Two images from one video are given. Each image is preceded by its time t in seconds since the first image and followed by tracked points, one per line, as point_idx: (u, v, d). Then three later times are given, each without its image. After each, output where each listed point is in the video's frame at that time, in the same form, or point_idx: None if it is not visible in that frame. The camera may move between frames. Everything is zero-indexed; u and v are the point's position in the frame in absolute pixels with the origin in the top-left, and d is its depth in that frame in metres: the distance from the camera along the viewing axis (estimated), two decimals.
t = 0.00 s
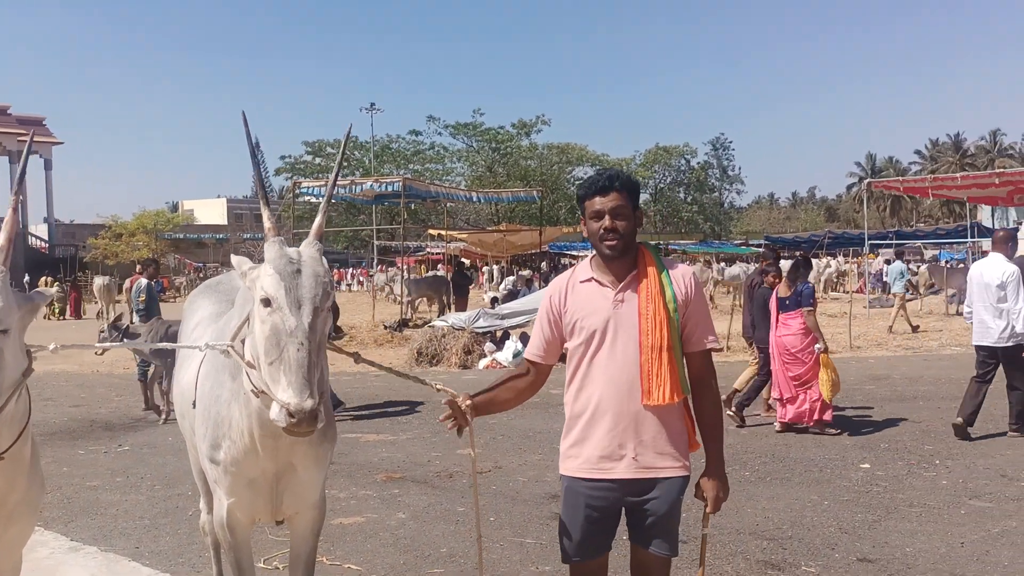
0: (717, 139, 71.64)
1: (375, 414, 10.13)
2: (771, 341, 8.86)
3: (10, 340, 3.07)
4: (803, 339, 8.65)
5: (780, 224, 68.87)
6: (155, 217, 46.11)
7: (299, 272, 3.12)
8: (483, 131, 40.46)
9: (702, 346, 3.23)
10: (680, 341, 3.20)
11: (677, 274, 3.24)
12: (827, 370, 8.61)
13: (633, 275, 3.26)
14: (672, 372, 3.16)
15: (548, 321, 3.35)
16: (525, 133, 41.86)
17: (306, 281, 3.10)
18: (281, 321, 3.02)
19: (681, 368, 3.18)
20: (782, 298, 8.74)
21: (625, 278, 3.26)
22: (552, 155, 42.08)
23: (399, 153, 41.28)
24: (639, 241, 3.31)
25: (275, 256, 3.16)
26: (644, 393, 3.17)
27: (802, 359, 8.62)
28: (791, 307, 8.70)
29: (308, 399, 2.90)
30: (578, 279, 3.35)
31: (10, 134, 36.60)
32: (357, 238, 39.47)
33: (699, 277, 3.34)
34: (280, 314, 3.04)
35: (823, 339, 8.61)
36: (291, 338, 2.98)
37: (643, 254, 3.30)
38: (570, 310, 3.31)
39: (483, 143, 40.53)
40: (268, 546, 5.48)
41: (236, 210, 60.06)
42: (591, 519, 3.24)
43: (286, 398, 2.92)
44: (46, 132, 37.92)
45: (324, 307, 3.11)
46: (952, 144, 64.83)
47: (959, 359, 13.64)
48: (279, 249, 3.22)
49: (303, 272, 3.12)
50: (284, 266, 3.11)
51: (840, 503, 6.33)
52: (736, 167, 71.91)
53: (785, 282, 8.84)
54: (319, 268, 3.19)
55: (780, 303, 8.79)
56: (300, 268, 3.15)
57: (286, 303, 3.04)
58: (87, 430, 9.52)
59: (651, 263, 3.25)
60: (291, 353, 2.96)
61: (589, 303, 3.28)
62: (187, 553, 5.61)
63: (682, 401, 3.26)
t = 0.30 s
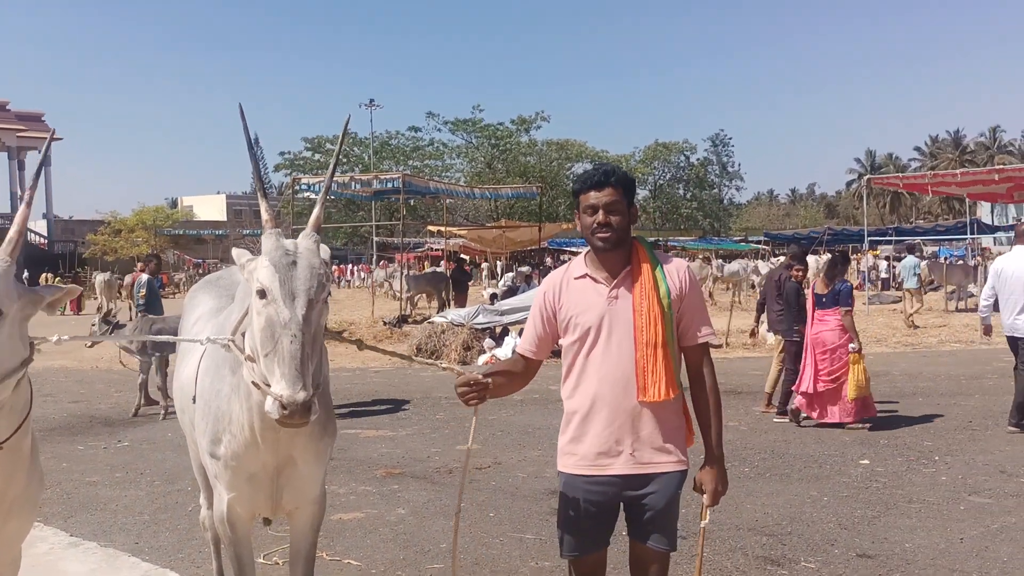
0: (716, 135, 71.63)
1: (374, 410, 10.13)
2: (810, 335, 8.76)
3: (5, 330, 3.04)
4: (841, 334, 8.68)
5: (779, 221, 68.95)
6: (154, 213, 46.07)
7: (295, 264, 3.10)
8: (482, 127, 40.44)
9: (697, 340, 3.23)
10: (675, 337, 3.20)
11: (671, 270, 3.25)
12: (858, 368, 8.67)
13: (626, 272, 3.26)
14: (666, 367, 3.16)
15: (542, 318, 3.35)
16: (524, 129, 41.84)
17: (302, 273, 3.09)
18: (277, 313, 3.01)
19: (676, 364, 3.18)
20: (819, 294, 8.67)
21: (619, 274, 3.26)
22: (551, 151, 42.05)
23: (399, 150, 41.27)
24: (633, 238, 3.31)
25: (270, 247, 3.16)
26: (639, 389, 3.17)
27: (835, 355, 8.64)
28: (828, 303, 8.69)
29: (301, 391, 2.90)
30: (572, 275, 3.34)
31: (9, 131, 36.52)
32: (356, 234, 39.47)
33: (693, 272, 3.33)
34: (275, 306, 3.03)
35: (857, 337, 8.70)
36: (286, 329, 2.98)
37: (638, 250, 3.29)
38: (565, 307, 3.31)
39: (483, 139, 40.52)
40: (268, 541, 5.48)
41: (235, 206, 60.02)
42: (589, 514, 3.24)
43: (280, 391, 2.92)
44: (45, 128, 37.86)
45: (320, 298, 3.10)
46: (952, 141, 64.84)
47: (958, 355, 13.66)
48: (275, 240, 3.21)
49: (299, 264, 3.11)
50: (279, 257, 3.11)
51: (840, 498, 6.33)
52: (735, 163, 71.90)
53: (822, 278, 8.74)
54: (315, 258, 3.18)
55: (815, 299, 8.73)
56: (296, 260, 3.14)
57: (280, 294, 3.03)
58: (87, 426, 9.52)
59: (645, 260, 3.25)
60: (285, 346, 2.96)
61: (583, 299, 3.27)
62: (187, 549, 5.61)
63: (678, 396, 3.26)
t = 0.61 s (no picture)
0: (717, 132, 71.59)
1: (374, 406, 10.13)
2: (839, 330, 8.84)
3: (7, 326, 3.04)
4: (870, 330, 8.66)
5: (780, 217, 69.02)
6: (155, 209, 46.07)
7: (294, 258, 3.11)
8: (483, 124, 40.46)
9: (694, 339, 3.23)
10: (671, 335, 3.20)
11: (669, 268, 3.26)
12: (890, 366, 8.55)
13: (625, 268, 3.26)
14: (663, 364, 3.17)
15: (541, 314, 3.35)
16: (525, 126, 41.83)
17: (301, 266, 3.10)
18: (278, 307, 3.02)
19: (673, 360, 3.19)
20: (849, 290, 8.70)
21: (617, 270, 3.26)
22: (551, 148, 42.05)
23: (399, 146, 41.29)
24: (633, 234, 3.31)
25: (269, 241, 3.15)
26: (636, 386, 3.18)
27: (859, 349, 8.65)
28: (859, 299, 8.65)
29: (305, 384, 2.90)
30: (570, 270, 3.34)
31: (9, 126, 36.50)
32: (356, 230, 39.48)
33: (691, 270, 3.34)
34: (276, 300, 3.04)
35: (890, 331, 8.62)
36: (287, 323, 2.98)
37: (637, 247, 3.30)
38: (563, 303, 3.31)
39: (483, 136, 40.49)
40: (270, 537, 5.50)
41: (236, 202, 60.03)
42: (586, 511, 3.25)
43: (283, 383, 2.92)
44: (46, 124, 37.86)
45: (320, 292, 3.10)
46: (953, 138, 64.82)
47: (959, 353, 13.67)
48: (274, 234, 3.21)
49: (298, 257, 3.11)
50: (278, 252, 3.10)
51: (840, 496, 6.34)
52: (736, 160, 71.82)
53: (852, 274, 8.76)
54: (314, 251, 3.18)
55: (846, 295, 8.75)
56: (296, 253, 3.14)
57: (280, 287, 3.03)
58: (89, 421, 9.54)
59: (643, 256, 3.25)
60: (287, 339, 2.96)
61: (580, 295, 3.28)
62: (188, 545, 5.62)
63: (675, 393, 3.26)
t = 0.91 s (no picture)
0: (718, 131, 71.55)
1: (375, 405, 10.14)
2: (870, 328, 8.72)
3: (11, 326, 3.04)
4: (903, 328, 8.56)
5: (781, 217, 69.02)
6: (155, 208, 46.04)
7: (299, 257, 3.11)
8: (483, 123, 40.44)
9: (694, 340, 3.24)
10: (671, 334, 3.20)
11: (670, 268, 3.26)
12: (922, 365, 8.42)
13: (627, 267, 3.26)
14: (662, 363, 3.17)
15: (541, 311, 3.35)
16: (525, 125, 41.80)
17: (305, 266, 3.10)
18: (283, 306, 3.02)
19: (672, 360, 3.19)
20: (879, 288, 8.62)
21: (618, 269, 3.26)
22: (552, 147, 42.04)
23: (400, 145, 41.28)
24: (635, 233, 3.31)
25: (274, 240, 3.15)
26: (635, 385, 3.18)
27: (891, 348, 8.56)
28: (890, 297, 8.58)
29: (312, 383, 2.90)
30: (571, 268, 3.33)
31: (10, 125, 36.45)
32: (356, 229, 39.48)
33: (691, 270, 3.34)
34: (281, 300, 3.03)
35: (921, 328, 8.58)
36: (293, 323, 2.99)
37: (639, 246, 3.30)
38: (563, 301, 3.31)
39: (484, 135, 40.51)
40: (271, 535, 5.50)
41: (236, 201, 59.98)
42: (583, 509, 3.25)
43: (290, 383, 2.92)
44: (46, 122, 37.83)
45: (325, 291, 3.10)
46: (954, 138, 64.82)
47: (959, 352, 13.67)
48: (279, 233, 3.22)
49: (303, 257, 3.12)
50: (283, 252, 3.11)
51: (841, 495, 6.34)
52: (736, 159, 71.79)
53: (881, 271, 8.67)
54: (318, 251, 3.19)
55: (876, 293, 8.67)
56: (300, 253, 3.14)
57: (286, 287, 3.03)
58: (89, 420, 9.52)
59: (644, 256, 3.25)
60: (293, 339, 2.96)
61: (581, 294, 3.27)
62: (189, 543, 5.62)
63: (674, 392, 3.27)
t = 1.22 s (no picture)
0: (720, 131, 71.58)
1: (378, 403, 10.16)
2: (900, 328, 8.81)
3: (26, 323, 3.06)
4: (936, 330, 8.57)
5: (783, 216, 69.05)
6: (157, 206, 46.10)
7: (309, 254, 3.13)
8: (485, 122, 40.47)
9: (697, 339, 3.25)
10: (674, 334, 3.22)
11: (672, 268, 3.27)
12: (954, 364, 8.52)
13: (629, 267, 3.27)
14: (666, 363, 3.18)
15: (545, 310, 3.36)
16: (528, 124, 41.81)
17: (316, 262, 3.11)
18: (293, 302, 3.03)
19: (676, 359, 3.21)
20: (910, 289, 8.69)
21: (621, 270, 3.28)
22: (554, 146, 42.06)
23: (402, 144, 41.33)
24: (637, 234, 3.32)
25: (285, 238, 3.17)
26: (638, 384, 3.19)
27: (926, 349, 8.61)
28: (921, 298, 8.66)
29: (322, 378, 2.91)
30: (574, 268, 3.35)
31: (12, 123, 36.48)
32: (358, 227, 39.50)
33: (694, 271, 3.35)
34: (291, 296, 3.05)
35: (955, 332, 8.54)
36: (303, 318, 3.00)
37: (642, 246, 3.31)
38: (567, 300, 3.32)
39: (486, 134, 40.54)
40: (276, 532, 5.53)
41: (238, 199, 60.02)
42: (586, 506, 3.26)
43: (301, 377, 2.94)
44: (49, 120, 37.86)
45: (335, 287, 3.12)
46: (956, 138, 64.86)
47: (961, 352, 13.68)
48: (289, 231, 3.23)
49: (313, 254, 3.13)
50: (293, 249, 3.12)
51: (844, 494, 6.36)
52: (738, 158, 71.84)
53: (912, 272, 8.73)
54: (328, 248, 3.20)
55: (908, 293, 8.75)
56: (310, 250, 3.16)
57: (296, 283, 3.05)
58: (92, 417, 9.55)
59: (647, 256, 3.27)
60: (304, 334, 2.98)
61: (585, 294, 3.29)
62: (194, 540, 5.64)
63: (677, 392, 3.28)
